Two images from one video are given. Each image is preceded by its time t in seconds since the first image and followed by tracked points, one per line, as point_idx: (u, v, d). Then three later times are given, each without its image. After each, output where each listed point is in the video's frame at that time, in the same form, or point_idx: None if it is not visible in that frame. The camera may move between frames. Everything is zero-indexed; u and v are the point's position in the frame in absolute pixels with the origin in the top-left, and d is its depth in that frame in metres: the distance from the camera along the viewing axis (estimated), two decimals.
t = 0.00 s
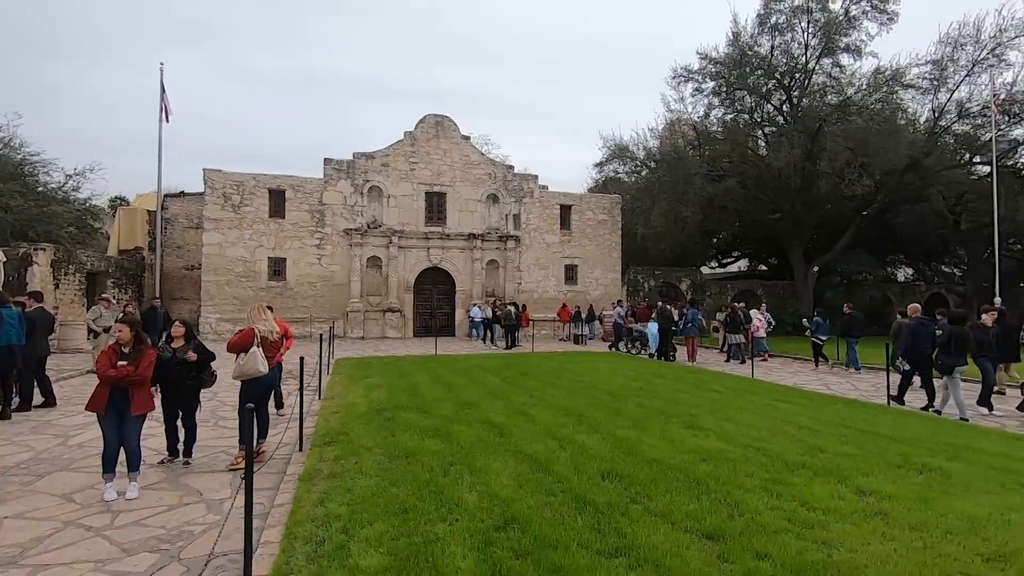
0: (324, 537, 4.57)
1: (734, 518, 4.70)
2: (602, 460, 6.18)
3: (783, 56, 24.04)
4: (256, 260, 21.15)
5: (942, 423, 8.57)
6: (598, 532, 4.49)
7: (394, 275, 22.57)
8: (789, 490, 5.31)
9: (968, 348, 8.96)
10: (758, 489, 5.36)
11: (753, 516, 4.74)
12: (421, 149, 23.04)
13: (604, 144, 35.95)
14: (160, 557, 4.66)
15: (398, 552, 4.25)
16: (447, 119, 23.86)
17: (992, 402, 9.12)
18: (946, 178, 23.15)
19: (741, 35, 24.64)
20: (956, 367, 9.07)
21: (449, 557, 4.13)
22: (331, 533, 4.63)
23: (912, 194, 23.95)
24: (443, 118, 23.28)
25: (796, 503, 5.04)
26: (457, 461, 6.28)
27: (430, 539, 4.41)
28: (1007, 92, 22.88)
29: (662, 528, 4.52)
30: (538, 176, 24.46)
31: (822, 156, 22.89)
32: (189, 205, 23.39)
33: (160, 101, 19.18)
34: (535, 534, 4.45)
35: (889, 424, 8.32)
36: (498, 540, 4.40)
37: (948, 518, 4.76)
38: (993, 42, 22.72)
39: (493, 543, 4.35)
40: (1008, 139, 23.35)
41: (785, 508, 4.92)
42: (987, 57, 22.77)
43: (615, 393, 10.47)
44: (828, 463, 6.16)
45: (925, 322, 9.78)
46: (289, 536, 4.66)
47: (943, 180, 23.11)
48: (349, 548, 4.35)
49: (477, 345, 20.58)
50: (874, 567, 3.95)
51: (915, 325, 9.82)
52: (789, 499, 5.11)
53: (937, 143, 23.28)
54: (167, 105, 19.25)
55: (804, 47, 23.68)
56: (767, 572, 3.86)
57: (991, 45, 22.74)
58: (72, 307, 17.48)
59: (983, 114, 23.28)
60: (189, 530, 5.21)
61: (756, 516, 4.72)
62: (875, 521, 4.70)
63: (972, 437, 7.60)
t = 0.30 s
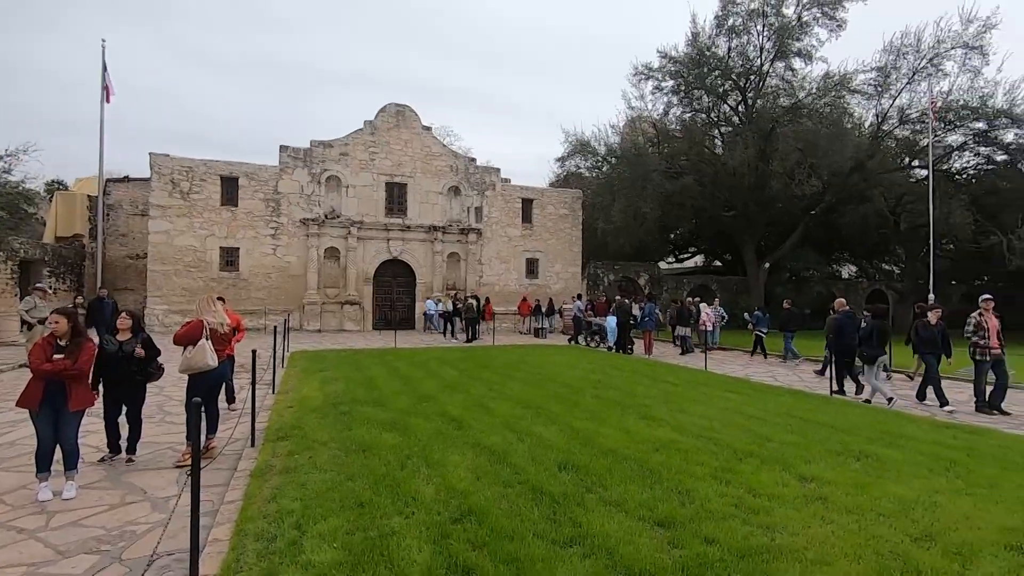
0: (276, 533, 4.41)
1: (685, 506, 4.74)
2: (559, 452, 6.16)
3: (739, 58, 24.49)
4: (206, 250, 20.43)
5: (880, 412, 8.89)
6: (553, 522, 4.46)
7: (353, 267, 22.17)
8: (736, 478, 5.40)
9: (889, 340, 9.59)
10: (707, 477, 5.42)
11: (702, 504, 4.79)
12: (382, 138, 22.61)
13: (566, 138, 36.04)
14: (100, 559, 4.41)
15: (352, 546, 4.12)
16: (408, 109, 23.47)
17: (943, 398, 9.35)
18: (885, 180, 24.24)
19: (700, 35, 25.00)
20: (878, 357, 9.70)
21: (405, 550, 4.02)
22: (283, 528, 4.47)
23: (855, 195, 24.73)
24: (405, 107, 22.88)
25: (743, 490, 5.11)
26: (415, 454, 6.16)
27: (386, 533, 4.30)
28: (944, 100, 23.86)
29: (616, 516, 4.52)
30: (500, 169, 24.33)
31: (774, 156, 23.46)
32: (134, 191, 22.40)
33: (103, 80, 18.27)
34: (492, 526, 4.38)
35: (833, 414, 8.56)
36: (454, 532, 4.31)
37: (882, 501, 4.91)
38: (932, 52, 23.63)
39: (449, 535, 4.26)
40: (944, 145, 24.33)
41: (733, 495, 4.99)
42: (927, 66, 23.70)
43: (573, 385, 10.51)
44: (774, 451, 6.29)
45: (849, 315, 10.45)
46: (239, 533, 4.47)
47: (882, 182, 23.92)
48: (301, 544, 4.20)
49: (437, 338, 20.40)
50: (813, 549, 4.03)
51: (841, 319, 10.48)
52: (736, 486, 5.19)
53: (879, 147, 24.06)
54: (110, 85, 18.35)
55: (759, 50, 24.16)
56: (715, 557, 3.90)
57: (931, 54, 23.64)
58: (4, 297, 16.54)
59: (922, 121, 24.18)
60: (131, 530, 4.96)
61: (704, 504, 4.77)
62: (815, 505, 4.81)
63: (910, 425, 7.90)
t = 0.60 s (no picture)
0: (229, 533, 4.19)
1: (643, 496, 4.72)
2: (521, 445, 6.09)
3: (700, 58, 24.78)
4: (157, 240, 19.66)
5: (828, 403, 9.11)
6: (513, 514, 4.37)
7: (313, 259, 21.68)
8: (693, 468, 5.42)
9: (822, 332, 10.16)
10: (665, 468, 5.43)
11: (658, 493, 4.77)
12: (343, 128, 22.12)
13: (531, 133, 35.97)
14: (38, 563, 4.14)
15: (309, 543, 3.95)
16: (370, 99, 23.00)
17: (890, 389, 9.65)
18: (835, 180, 24.68)
19: (662, 35, 25.21)
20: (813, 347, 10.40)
21: (362, 546, 3.87)
22: (236, 528, 4.25)
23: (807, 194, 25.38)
24: (367, 97, 22.41)
25: (697, 480, 5.13)
26: (375, 449, 5.98)
27: (344, 529, 4.14)
28: (890, 105, 24.63)
29: (575, 508, 4.46)
30: (464, 162, 24.11)
31: (731, 156, 23.85)
32: (77, 178, 21.38)
33: (42, 60, 17.33)
34: (452, 519, 4.27)
35: (784, 405, 8.72)
36: (413, 527, 4.18)
37: (826, 487, 5.00)
38: (880, 59, 24.36)
39: (409, 530, 4.13)
40: (890, 149, 25.12)
41: (689, 484, 5.00)
42: (875, 72, 24.44)
43: (535, 378, 10.46)
44: (729, 442, 6.35)
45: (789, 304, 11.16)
46: (190, 533, 4.23)
47: (834, 183, 24.61)
48: (255, 543, 4.00)
49: (399, 332, 20.11)
50: (763, 535, 4.06)
51: (783, 311, 11.06)
52: (692, 476, 5.21)
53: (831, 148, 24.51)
54: (50, 66, 17.41)
55: (719, 51, 24.49)
56: (670, 545, 3.88)
57: (878, 61, 24.38)
58: None
59: (869, 124, 24.82)
60: (73, 533, 4.67)
61: (662, 494, 4.76)
62: (767, 492, 4.86)
63: (859, 415, 8.12)
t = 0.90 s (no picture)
0: (186, 537, 3.98)
1: (606, 491, 4.67)
2: (487, 442, 5.99)
3: (666, 60, 25.00)
4: (109, 235, 18.93)
5: (786, 397, 9.26)
6: (479, 512, 4.28)
7: (276, 256, 21.16)
8: (656, 463, 5.41)
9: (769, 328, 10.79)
10: (628, 463, 5.41)
11: (623, 488, 4.74)
12: (307, 122, 21.64)
13: (500, 131, 35.87)
14: None
15: (270, 546, 3.78)
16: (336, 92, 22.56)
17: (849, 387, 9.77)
18: (795, 182, 25.11)
19: (629, 36, 25.39)
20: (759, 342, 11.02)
21: (325, 547, 3.73)
22: (193, 532, 4.03)
23: (767, 194, 25.87)
24: (332, 90, 21.97)
25: (660, 474, 5.12)
26: (339, 449, 5.79)
27: (307, 530, 3.97)
28: (845, 110, 25.26)
29: (540, 504, 4.39)
30: (432, 158, 23.87)
31: (696, 156, 24.14)
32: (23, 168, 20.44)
33: None
34: (418, 518, 4.15)
35: (745, 400, 8.83)
36: (378, 526, 4.03)
37: (782, 479, 5.04)
38: (837, 65, 24.98)
39: (373, 530, 3.98)
40: (845, 152, 25.76)
41: (652, 479, 4.99)
42: (831, 78, 25.05)
43: (503, 376, 10.37)
44: (691, 437, 6.37)
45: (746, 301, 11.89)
46: (144, 538, 3.99)
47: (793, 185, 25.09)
48: (214, 547, 3.80)
49: (365, 330, 19.79)
50: (721, 526, 4.06)
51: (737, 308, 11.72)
52: (655, 471, 5.20)
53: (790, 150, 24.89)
54: None
55: (684, 54, 24.74)
56: (633, 539, 3.84)
57: (835, 67, 24.98)
58: None
59: (826, 129, 25.34)
60: (16, 541, 4.40)
61: (627, 489, 4.73)
62: (726, 485, 4.88)
63: (817, 410, 8.26)
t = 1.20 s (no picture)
0: (146, 543, 3.78)
1: (577, 488, 4.64)
2: (459, 441, 5.91)
3: (638, 61, 25.15)
4: (66, 231, 18.27)
5: (753, 393, 9.38)
6: (451, 511, 4.19)
7: (243, 253, 20.69)
8: (626, 459, 5.40)
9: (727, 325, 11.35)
10: (599, 460, 5.39)
11: (593, 484, 4.72)
12: (276, 117, 21.22)
13: (473, 129, 35.71)
14: None
15: (235, 551, 3.62)
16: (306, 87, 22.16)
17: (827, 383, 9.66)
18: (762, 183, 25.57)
19: (601, 36, 25.49)
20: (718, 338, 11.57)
21: (293, 550, 3.61)
22: (155, 537, 3.84)
23: (735, 195, 26.24)
24: (302, 85, 21.57)
25: (631, 471, 5.11)
26: (308, 450, 5.62)
27: (274, 533, 3.83)
28: (810, 113, 25.77)
29: (510, 502, 4.33)
30: (404, 156, 23.64)
31: (666, 157, 24.35)
32: None
33: None
34: (388, 518, 4.05)
35: (713, 396, 8.91)
36: (348, 527, 3.91)
37: (748, 472, 5.09)
38: (802, 70, 25.47)
39: (343, 531, 3.86)
40: (809, 155, 26.28)
41: (622, 475, 4.98)
42: (797, 82, 25.52)
43: (476, 375, 10.28)
44: (662, 433, 6.38)
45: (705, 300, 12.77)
46: (102, 545, 3.78)
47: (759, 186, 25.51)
48: (176, 553, 3.62)
49: (336, 329, 19.49)
50: (689, 520, 4.06)
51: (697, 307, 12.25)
52: (625, 467, 5.18)
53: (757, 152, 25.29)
54: None
55: (656, 55, 24.92)
56: (603, 534, 3.82)
57: (800, 72, 25.47)
58: None
59: (792, 131, 25.79)
60: None
61: (597, 485, 4.70)
62: (695, 480, 4.89)
63: (783, 405, 8.37)
